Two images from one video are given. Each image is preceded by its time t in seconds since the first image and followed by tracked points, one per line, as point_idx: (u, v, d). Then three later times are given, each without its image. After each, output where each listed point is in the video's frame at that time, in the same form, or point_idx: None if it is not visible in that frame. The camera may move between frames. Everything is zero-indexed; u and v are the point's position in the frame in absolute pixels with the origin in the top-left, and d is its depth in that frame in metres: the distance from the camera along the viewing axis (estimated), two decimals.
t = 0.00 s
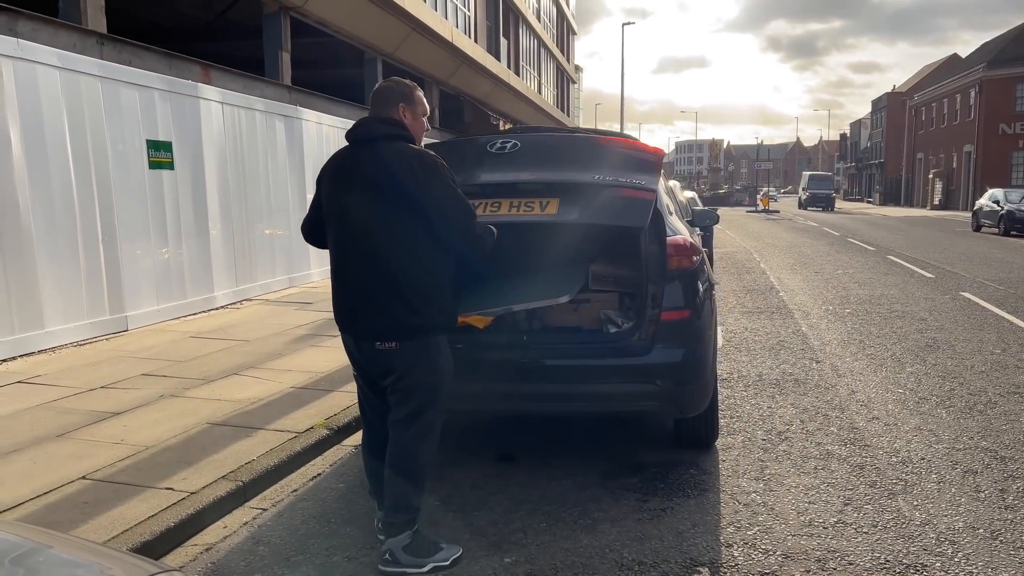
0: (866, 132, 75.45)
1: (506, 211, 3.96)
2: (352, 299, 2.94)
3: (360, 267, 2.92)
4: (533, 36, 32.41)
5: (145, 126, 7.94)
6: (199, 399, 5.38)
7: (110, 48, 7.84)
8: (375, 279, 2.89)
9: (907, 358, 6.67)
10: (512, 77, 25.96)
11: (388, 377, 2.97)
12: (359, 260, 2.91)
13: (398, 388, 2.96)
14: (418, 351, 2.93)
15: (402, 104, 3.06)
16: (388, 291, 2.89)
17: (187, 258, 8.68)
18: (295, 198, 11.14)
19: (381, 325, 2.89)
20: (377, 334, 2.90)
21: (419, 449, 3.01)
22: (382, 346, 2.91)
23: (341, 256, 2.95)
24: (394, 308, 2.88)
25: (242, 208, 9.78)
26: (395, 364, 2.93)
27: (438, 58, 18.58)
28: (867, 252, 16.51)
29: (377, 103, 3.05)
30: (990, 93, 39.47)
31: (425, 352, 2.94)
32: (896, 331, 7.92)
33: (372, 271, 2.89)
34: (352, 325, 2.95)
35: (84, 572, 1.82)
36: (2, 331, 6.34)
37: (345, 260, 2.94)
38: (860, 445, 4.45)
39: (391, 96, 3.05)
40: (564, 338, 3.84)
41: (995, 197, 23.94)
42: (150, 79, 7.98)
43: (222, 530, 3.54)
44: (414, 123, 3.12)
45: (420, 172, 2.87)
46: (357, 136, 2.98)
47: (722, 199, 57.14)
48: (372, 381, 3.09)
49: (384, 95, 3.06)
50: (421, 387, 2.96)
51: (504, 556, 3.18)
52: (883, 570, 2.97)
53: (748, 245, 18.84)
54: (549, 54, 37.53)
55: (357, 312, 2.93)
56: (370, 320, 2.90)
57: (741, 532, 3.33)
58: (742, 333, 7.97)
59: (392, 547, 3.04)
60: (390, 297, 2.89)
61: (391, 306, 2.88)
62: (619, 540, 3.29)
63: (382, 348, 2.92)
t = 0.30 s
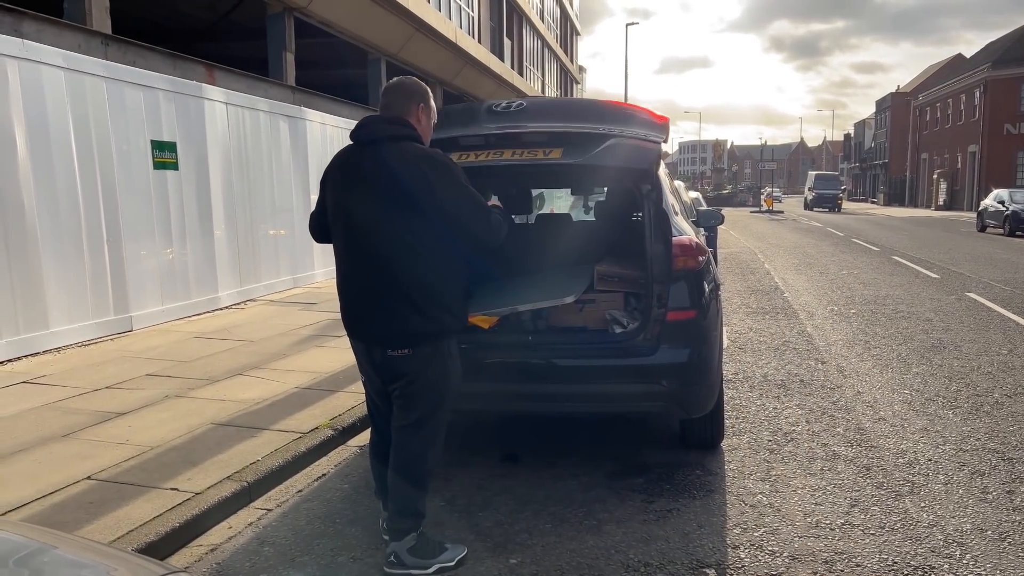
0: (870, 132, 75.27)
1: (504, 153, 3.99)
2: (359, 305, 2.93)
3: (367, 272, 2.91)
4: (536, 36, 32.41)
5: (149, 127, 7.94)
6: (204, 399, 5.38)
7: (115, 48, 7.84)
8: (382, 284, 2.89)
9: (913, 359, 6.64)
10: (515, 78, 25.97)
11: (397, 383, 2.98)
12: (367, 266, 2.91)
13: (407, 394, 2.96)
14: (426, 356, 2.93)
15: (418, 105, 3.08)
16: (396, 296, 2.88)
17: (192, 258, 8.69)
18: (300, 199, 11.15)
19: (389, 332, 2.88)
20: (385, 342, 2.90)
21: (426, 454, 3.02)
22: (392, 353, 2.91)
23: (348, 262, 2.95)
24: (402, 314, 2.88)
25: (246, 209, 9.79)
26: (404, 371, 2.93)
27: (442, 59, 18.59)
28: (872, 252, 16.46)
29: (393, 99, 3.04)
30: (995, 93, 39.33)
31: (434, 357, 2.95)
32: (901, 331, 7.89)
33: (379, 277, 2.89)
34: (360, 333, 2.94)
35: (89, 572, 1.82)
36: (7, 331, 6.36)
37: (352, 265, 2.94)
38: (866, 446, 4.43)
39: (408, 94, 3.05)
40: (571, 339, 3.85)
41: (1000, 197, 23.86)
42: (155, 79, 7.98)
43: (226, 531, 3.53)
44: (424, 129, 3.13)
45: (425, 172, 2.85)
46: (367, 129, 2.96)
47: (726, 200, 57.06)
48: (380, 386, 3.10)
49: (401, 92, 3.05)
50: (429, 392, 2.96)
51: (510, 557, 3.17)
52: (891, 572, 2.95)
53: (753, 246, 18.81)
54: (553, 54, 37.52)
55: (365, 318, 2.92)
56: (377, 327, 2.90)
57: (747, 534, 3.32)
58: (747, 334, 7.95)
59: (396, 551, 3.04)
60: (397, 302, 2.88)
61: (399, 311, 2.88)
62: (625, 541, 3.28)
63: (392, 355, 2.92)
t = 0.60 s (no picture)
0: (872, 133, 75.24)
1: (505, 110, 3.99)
2: (361, 307, 2.94)
3: (369, 274, 2.91)
4: (538, 38, 32.44)
5: (152, 128, 7.96)
6: (206, 399, 5.39)
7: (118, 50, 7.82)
8: (384, 286, 2.89)
9: (915, 360, 6.64)
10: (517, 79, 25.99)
11: (401, 385, 2.98)
12: (369, 267, 2.91)
13: (410, 396, 2.96)
14: (430, 357, 2.94)
15: (431, 109, 3.07)
16: (398, 298, 2.88)
17: (194, 259, 8.69)
18: (301, 200, 11.16)
19: (392, 334, 2.89)
20: (388, 345, 2.90)
21: (430, 455, 3.02)
22: (395, 355, 2.92)
23: (351, 263, 2.95)
24: (404, 316, 2.88)
25: (248, 210, 9.79)
26: (408, 373, 2.94)
27: (443, 59, 18.59)
28: (874, 254, 16.42)
29: (407, 99, 3.02)
30: (998, 94, 39.30)
31: (437, 358, 2.95)
32: (903, 332, 7.89)
33: (381, 278, 2.89)
34: (363, 335, 2.95)
35: (90, 571, 1.82)
36: (10, 331, 6.37)
37: (354, 266, 2.94)
38: (869, 447, 4.43)
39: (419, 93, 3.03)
40: (574, 340, 3.86)
41: (1002, 199, 23.84)
42: (157, 80, 7.99)
43: (228, 531, 3.54)
44: (433, 133, 3.12)
45: (424, 171, 2.83)
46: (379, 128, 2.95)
47: (728, 201, 57.04)
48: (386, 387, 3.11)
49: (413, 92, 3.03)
50: (432, 394, 2.97)
51: (512, 558, 3.17)
52: (894, 572, 2.95)
53: (755, 247, 18.79)
54: (554, 55, 37.52)
55: (367, 321, 2.93)
56: (380, 330, 2.90)
57: (749, 535, 3.31)
58: (749, 335, 7.94)
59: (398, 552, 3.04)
60: (399, 303, 2.88)
61: (400, 313, 2.88)
62: (626, 543, 3.28)
63: (395, 357, 2.92)
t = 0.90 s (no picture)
0: (875, 134, 75.18)
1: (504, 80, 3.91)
2: (361, 306, 2.94)
3: (368, 273, 2.91)
4: (540, 39, 32.46)
5: (154, 129, 7.96)
6: (207, 400, 5.39)
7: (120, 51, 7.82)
8: (385, 286, 2.89)
9: (918, 361, 6.62)
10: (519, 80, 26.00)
11: (400, 385, 2.98)
12: (370, 267, 2.91)
13: (410, 396, 2.96)
14: (429, 358, 2.93)
15: (441, 110, 3.05)
16: (397, 298, 2.88)
17: (196, 260, 8.69)
18: (303, 201, 11.16)
19: (392, 334, 2.89)
20: (387, 345, 2.90)
21: (429, 456, 3.01)
22: (394, 355, 2.92)
23: (351, 261, 2.95)
24: (404, 316, 2.87)
25: (250, 210, 9.80)
26: (407, 373, 2.93)
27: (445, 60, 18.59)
28: (876, 255, 16.40)
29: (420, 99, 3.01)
30: (1000, 96, 39.25)
31: (436, 359, 2.94)
32: (905, 333, 7.87)
33: (382, 278, 2.89)
34: (364, 335, 2.95)
35: (90, 572, 1.82)
36: (12, 331, 6.38)
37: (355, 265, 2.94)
38: (871, 448, 4.42)
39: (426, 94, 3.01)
40: (577, 340, 3.86)
41: (1005, 200, 23.80)
42: (159, 81, 8.00)
43: (229, 532, 3.53)
44: (442, 134, 3.10)
45: (423, 170, 2.83)
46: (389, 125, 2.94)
47: (729, 202, 57.01)
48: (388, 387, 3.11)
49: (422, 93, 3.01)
50: (432, 395, 2.96)
51: (513, 559, 3.17)
52: (895, 573, 2.94)
53: (756, 248, 18.77)
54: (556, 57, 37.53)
55: (367, 321, 2.93)
56: (380, 330, 2.90)
57: (751, 536, 3.30)
58: (750, 336, 7.94)
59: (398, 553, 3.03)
60: (398, 303, 2.88)
61: (399, 312, 2.87)
62: (627, 544, 3.27)
63: (394, 357, 2.92)
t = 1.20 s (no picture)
0: (877, 135, 75.13)
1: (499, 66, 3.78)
2: (364, 306, 2.95)
3: (370, 274, 2.91)
4: (542, 40, 32.49)
5: (155, 130, 7.97)
6: (208, 400, 5.40)
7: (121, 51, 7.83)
8: (387, 286, 2.89)
9: (920, 362, 6.62)
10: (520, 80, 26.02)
11: (403, 386, 2.98)
12: (372, 268, 2.91)
13: (411, 397, 2.97)
14: (431, 359, 2.93)
15: (455, 121, 3.06)
16: (399, 298, 2.88)
17: (197, 260, 8.70)
18: (305, 202, 11.17)
19: (394, 335, 2.89)
20: (389, 344, 2.91)
21: (430, 457, 3.01)
22: (396, 355, 2.92)
23: (353, 261, 2.96)
24: (406, 317, 2.87)
25: (252, 211, 9.81)
26: (409, 374, 2.94)
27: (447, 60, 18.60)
28: (878, 255, 16.39)
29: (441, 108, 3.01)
30: (1002, 96, 39.20)
31: (438, 360, 2.93)
32: (907, 334, 7.87)
33: (384, 279, 2.89)
34: (368, 336, 2.97)
35: (90, 571, 1.82)
36: (13, 331, 6.38)
37: (356, 266, 2.95)
38: (873, 449, 4.42)
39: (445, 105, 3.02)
40: (578, 341, 3.85)
41: (1007, 200, 23.78)
42: (160, 82, 8.00)
43: (230, 532, 3.54)
44: (454, 145, 3.11)
45: (423, 170, 2.84)
46: (407, 128, 2.92)
47: (731, 203, 57.00)
48: (393, 388, 3.12)
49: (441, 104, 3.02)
50: (434, 396, 2.95)
51: (514, 560, 3.16)
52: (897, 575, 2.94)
53: (758, 248, 18.76)
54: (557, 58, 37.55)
55: (370, 322, 2.94)
56: (384, 330, 2.91)
57: (752, 537, 3.30)
58: (751, 337, 7.94)
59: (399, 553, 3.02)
60: (400, 303, 2.88)
61: (401, 313, 2.87)
62: (627, 545, 3.26)
63: (396, 357, 2.93)
